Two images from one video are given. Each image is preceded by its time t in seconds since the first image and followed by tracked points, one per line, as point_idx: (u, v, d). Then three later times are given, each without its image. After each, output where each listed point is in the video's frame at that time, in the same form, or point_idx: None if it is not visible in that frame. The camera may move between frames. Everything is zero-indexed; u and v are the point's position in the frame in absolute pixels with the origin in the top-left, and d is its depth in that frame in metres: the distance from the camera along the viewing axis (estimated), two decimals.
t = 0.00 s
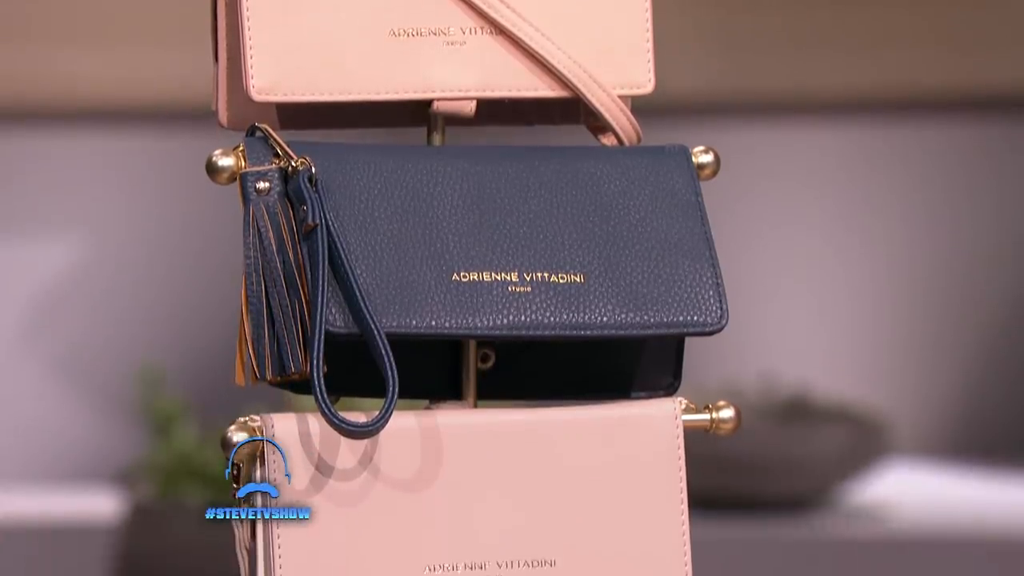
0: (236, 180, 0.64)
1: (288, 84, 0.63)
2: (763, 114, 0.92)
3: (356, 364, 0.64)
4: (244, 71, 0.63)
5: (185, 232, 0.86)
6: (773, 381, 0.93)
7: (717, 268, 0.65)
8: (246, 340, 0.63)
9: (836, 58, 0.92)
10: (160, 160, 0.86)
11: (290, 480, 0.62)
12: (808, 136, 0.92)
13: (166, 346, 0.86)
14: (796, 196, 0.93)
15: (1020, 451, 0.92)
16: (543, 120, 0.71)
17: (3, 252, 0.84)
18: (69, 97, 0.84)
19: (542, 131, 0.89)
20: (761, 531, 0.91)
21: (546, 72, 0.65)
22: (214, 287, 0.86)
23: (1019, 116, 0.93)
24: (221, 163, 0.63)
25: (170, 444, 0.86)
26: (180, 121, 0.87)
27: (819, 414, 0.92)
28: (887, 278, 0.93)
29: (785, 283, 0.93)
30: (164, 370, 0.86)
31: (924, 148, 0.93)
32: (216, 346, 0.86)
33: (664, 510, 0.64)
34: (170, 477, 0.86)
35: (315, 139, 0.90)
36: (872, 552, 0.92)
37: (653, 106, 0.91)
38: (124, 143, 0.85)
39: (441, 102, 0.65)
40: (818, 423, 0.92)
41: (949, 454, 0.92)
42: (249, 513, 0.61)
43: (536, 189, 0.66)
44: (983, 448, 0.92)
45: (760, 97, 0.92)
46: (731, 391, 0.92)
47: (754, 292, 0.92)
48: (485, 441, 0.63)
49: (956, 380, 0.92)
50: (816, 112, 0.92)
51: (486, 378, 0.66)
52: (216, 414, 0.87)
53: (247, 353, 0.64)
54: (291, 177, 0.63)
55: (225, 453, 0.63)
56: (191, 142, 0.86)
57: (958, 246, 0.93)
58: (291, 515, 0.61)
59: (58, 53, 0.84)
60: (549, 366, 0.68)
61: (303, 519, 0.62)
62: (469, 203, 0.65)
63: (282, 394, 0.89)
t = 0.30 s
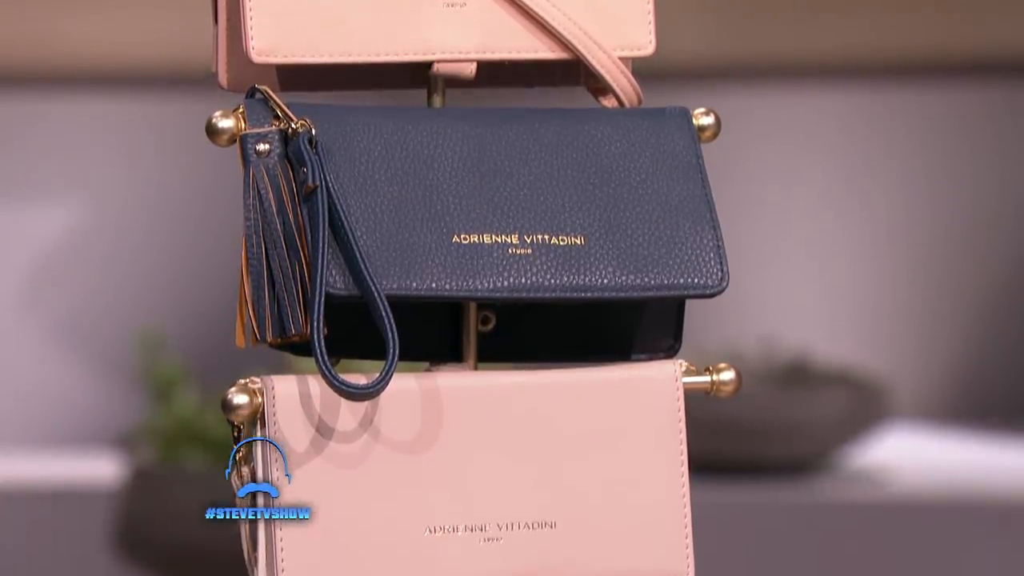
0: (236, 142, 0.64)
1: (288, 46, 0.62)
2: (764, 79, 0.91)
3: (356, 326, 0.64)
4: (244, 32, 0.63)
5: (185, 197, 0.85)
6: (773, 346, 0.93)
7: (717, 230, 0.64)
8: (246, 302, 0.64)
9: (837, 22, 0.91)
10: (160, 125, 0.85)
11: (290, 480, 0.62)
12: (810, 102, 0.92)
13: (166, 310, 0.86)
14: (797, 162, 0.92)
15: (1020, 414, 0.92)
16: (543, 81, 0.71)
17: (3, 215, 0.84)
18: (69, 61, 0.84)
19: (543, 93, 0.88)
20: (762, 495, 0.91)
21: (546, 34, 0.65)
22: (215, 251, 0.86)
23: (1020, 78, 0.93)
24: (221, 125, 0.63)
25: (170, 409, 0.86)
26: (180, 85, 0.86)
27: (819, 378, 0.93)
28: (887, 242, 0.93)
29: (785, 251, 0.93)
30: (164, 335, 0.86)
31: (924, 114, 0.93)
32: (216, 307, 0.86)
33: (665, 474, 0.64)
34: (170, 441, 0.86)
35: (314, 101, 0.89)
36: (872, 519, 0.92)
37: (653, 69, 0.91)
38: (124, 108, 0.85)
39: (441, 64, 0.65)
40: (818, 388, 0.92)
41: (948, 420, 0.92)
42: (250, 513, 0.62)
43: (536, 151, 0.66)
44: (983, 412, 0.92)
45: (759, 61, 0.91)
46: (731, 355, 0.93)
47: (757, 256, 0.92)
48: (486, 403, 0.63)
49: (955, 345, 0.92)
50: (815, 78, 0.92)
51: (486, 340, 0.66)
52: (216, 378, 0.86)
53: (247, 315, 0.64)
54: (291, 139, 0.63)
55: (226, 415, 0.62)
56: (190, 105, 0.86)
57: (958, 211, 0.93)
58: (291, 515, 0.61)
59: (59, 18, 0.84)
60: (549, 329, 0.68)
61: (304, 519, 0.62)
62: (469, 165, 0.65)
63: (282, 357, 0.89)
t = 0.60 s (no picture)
0: (236, 103, 0.64)
1: (287, 5, 0.62)
2: (766, 43, 0.91)
3: (357, 287, 0.64)
4: None
5: (185, 160, 0.86)
6: (773, 309, 0.93)
7: (718, 190, 0.64)
8: (246, 263, 0.64)
9: None
10: (160, 88, 0.86)
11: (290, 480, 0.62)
12: (807, 67, 0.92)
13: (167, 273, 0.87)
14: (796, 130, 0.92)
15: (1021, 379, 0.93)
16: (544, 41, 0.71)
17: (3, 178, 0.84)
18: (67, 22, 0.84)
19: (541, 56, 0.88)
20: (761, 457, 0.93)
21: None
22: (214, 214, 0.86)
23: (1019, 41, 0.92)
24: (220, 85, 0.63)
25: (171, 371, 0.87)
26: (178, 47, 0.86)
27: (818, 341, 0.94)
28: (888, 206, 0.93)
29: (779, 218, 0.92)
30: (165, 295, 0.87)
31: (923, 76, 0.93)
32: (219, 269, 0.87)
33: (665, 435, 0.65)
34: (171, 403, 0.88)
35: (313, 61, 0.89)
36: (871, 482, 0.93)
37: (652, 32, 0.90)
38: (124, 71, 0.85)
39: (442, 24, 0.65)
40: (817, 350, 0.94)
41: (948, 382, 0.93)
42: (251, 512, 0.62)
43: (536, 112, 0.66)
44: (983, 376, 0.93)
45: (759, 21, 0.91)
46: (731, 318, 0.93)
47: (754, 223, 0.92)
48: (486, 364, 0.63)
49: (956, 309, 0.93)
50: (815, 41, 0.92)
51: (486, 301, 0.65)
52: (216, 341, 0.88)
53: (247, 276, 0.64)
54: (290, 100, 0.63)
55: (225, 374, 0.62)
56: (187, 67, 0.86)
57: (958, 173, 0.93)
58: (291, 515, 0.62)
59: None
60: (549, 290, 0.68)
61: (303, 519, 0.62)
62: (469, 125, 0.65)
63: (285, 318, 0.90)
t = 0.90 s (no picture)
0: (236, 62, 0.64)
1: None
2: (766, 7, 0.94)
3: (357, 248, 0.64)
4: None
5: (184, 121, 0.88)
6: (773, 271, 0.97)
7: (718, 151, 0.65)
8: (246, 223, 0.64)
9: None
10: (159, 49, 0.88)
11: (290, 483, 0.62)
12: (808, 28, 0.95)
13: (168, 234, 0.89)
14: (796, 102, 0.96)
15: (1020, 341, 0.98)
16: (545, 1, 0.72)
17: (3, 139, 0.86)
18: None
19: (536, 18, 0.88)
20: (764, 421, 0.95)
21: None
22: (215, 175, 0.88)
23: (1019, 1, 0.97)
24: (221, 44, 0.63)
25: (171, 332, 0.88)
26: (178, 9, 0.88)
27: (818, 303, 0.97)
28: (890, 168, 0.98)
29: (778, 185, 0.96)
30: (165, 258, 0.89)
31: (926, 36, 0.97)
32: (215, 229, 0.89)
33: (665, 396, 0.65)
34: (171, 363, 0.88)
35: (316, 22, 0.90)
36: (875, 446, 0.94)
37: None
38: (124, 32, 0.87)
39: None
40: (817, 312, 0.97)
41: (948, 343, 0.98)
42: (251, 512, 0.62)
43: (536, 72, 0.66)
44: (983, 337, 0.98)
45: None
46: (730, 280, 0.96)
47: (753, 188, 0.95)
48: (486, 324, 0.63)
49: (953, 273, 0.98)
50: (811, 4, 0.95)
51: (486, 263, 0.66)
52: (216, 301, 0.89)
53: (247, 236, 0.64)
54: (291, 59, 0.63)
55: (226, 334, 0.63)
56: (188, 30, 0.88)
57: (960, 137, 0.98)
58: (290, 514, 0.62)
59: None
60: (549, 252, 0.68)
61: (303, 518, 0.62)
62: (469, 85, 0.64)
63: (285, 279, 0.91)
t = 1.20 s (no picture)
0: (236, 21, 0.64)
1: None
2: None
3: (358, 207, 0.64)
4: None
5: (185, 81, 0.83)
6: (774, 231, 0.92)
7: (718, 109, 0.65)
8: (247, 182, 0.64)
9: None
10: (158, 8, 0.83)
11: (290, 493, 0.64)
12: None
13: (171, 196, 0.84)
14: (771, 61, 0.91)
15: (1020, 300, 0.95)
16: None
17: None
18: None
19: None
20: (762, 381, 0.92)
21: None
22: (218, 136, 0.83)
23: None
24: (221, 3, 0.63)
25: (172, 293, 0.84)
26: None
27: (819, 264, 0.93)
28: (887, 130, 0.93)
29: (773, 148, 0.91)
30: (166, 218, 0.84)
31: None
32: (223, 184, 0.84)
33: (664, 355, 0.65)
34: (173, 325, 0.84)
35: None
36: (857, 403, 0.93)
37: None
38: None
39: None
40: (817, 273, 0.93)
41: (948, 304, 0.94)
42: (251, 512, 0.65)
43: (536, 31, 0.66)
44: (982, 299, 0.94)
45: None
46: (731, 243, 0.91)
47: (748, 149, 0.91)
48: (486, 282, 0.63)
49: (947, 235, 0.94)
50: None
51: (486, 221, 0.66)
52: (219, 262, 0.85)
53: (247, 193, 0.64)
54: (291, 17, 0.63)
55: (226, 292, 0.63)
56: None
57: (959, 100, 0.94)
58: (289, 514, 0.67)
59: None
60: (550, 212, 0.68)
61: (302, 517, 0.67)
62: (469, 44, 0.64)
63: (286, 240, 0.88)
